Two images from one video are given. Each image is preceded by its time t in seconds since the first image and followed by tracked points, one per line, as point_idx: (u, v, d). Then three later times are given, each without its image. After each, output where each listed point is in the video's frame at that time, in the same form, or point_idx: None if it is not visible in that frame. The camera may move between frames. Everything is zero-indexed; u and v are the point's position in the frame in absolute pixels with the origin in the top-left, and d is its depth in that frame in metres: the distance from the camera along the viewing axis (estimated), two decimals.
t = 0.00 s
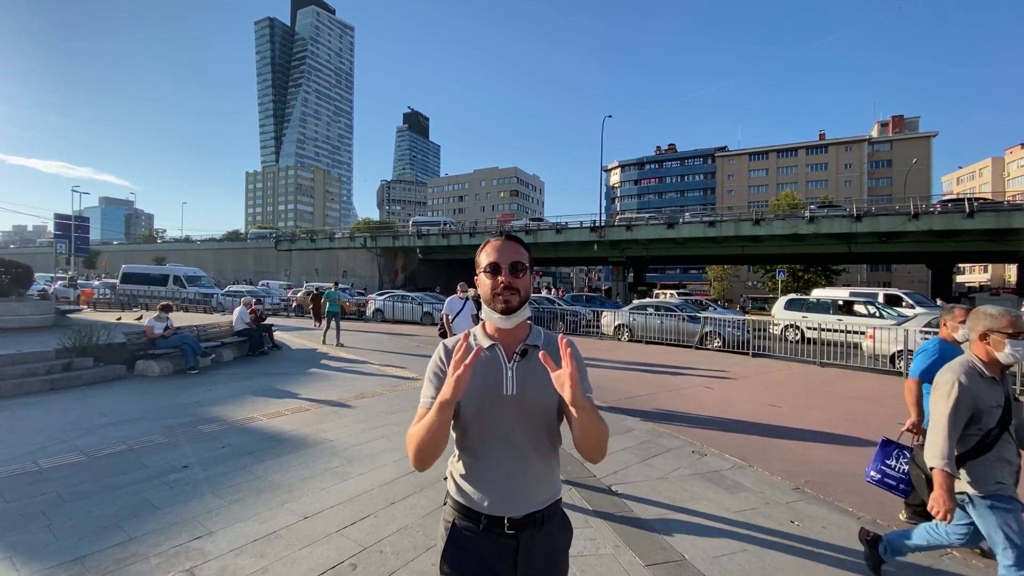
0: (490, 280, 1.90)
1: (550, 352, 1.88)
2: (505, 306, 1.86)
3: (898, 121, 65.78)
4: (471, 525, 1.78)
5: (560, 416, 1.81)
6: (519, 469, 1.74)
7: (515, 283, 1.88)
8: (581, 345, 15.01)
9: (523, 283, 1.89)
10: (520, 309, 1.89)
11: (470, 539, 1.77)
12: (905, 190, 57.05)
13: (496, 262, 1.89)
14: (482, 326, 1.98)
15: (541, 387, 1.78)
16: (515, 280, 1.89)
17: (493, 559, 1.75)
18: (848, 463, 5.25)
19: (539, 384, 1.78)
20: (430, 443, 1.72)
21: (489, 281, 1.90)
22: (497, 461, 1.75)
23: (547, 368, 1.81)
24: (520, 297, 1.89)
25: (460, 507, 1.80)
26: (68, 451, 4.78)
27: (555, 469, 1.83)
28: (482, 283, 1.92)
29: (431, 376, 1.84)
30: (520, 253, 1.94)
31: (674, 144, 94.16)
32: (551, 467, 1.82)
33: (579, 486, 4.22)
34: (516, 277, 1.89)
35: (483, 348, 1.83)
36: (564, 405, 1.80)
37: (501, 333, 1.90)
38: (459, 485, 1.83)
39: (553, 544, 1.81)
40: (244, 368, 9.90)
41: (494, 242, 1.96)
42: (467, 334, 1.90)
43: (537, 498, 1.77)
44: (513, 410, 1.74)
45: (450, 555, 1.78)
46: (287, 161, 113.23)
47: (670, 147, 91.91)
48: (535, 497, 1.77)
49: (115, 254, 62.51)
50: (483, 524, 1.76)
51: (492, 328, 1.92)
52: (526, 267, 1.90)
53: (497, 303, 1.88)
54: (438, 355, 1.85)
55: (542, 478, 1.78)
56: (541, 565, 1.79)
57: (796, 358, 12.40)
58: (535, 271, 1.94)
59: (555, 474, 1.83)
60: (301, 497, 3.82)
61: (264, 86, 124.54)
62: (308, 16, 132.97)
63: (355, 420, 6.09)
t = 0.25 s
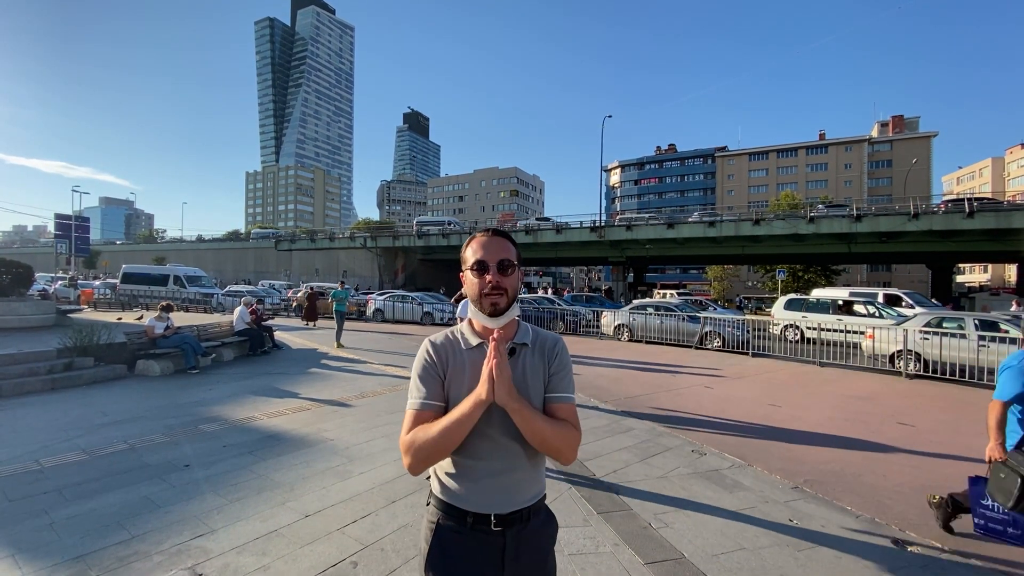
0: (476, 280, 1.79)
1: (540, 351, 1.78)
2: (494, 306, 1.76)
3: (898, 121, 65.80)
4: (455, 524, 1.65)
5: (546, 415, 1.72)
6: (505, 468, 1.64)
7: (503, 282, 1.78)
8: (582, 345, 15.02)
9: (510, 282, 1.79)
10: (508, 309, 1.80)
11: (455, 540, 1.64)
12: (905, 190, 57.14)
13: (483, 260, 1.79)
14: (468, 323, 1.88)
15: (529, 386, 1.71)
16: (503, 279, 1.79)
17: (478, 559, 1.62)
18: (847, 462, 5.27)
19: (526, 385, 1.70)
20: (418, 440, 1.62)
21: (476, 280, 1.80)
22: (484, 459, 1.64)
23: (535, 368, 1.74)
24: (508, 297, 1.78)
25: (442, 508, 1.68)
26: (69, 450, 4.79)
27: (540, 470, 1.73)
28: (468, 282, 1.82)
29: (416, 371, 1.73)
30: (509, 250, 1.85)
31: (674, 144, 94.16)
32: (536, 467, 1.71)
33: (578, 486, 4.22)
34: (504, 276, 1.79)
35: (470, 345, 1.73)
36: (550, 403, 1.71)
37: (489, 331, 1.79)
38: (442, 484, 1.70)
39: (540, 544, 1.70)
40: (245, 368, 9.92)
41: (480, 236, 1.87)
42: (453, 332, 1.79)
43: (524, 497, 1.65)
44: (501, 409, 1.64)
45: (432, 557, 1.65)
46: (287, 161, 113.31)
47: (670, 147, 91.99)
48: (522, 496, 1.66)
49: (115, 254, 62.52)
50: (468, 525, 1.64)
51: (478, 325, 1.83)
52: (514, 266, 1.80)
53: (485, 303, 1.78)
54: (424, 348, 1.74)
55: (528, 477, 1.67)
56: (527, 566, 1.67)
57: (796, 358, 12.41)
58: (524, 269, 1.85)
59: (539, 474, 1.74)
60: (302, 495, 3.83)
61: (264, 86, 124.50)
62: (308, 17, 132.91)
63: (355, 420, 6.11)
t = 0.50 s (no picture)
0: (472, 279, 1.78)
1: (534, 352, 1.78)
2: (489, 305, 1.74)
3: (898, 121, 65.82)
4: (442, 524, 1.60)
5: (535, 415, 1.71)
6: (497, 467, 1.60)
7: (500, 282, 1.77)
8: (582, 344, 15.01)
9: (508, 283, 1.79)
10: (504, 310, 1.79)
11: (443, 539, 1.59)
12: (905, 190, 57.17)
13: (479, 258, 1.78)
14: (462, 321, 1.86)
15: (523, 388, 1.70)
16: (502, 279, 1.78)
17: (465, 561, 1.58)
18: (847, 462, 5.27)
19: (521, 386, 1.69)
20: (410, 439, 1.59)
21: (473, 279, 1.78)
22: (475, 459, 1.60)
23: (529, 370, 1.73)
24: (505, 297, 1.77)
25: (429, 507, 1.64)
26: (70, 450, 4.80)
27: (531, 470, 1.71)
28: (465, 278, 1.80)
29: (408, 366, 1.70)
30: (506, 250, 1.84)
31: (674, 144, 94.21)
32: (527, 468, 1.69)
33: (578, 485, 4.22)
34: (501, 276, 1.78)
35: (465, 343, 1.71)
36: (544, 405, 1.72)
37: (484, 330, 1.77)
38: (429, 482, 1.67)
39: (528, 544, 1.66)
40: (246, 368, 9.93)
41: (479, 234, 1.85)
42: (449, 328, 1.77)
43: (513, 498, 1.62)
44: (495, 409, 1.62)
45: (418, 557, 1.60)
46: (287, 161, 113.29)
47: (670, 147, 92.04)
48: (510, 497, 1.62)
49: (114, 254, 62.45)
50: (455, 525, 1.60)
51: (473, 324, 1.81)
52: (512, 266, 1.80)
53: (480, 302, 1.76)
54: (417, 345, 1.71)
55: (519, 478, 1.65)
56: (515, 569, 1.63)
57: (796, 358, 12.42)
58: (522, 269, 1.85)
59: (530, 474, 1.71)
60: (303, 495, 3.84)
61: (264, 86, 124.45)
62: (308, 17, 132.88)
63: (356, 419, 6.12)
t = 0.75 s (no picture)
0: (471, 279, 1.77)
1: (533, 352, 1.78)
2: (488, 306, 1.73)
3: (898, 121, 65.79)
4: (439, 525, 1.60)
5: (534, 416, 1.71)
6: (494, 469, 1.60)
7: (499, 282, 1.76)
8: (583, 344, 15.01)
9: (507, 282, 1.78)
10: (503, 309, 1.78)
11: (439, 541, 1.59)
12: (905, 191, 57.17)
13: (479, 258, 1.77)
14: (459, 321, 1.85)
15: (521, 390, 1.69)
16: (500, 278, 1.77)
17: (462, 562, 1.57)
18: (849, 462, 5.27)
19: (519, 388, 1.68)
20: (406, 440, 1.58)
21: (472, 278, 1.77)
22: (473, 461, 1.60)
23: (528, 371, 1.73)
24: (503, 296, 1.77)
25: (427, 507, 1.64)
26: (73, 449, 4.81)
27: (529, 470, 1.71)
28: (464, 277, 1.79)
29: (405, 366, 1.69)
30: (505, 249, 1.83)
31: (674, 144, 94.21)
32: (525, 469, 1.69)
33: (581, 485, 4.22)
34: (501, 275, 1.77)
35: (463, 343, 1.70)
36: (542, 407, 1.72)
37: (483, 331, 1.77)
38: (426, 483, 1.66)
39: (525, 545, 1.66)
40: (247, 367, 9.94)
41: (478, 232, 1.84)
42: (447, 327, 1.75)
43: (510, 500, 1.61)
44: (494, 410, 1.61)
45: (415, 559, 1.59)
46: (287, 161, 113.28)
47: (670, 147, 92.02)
48: (508, 498, 1.62)
49: (115, 254, 62.46)
50: (452, 526, 1.60)
51: (471, 324, 1.81)
52: (511, 266, 1.79)
53: (479, 303, 1.75)
54: (414, 345, 1.69)
55: (516, 480, 1.64)
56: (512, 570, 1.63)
57: (797, 358, 12.42)
58: (521, 269, 1.85)
59: (527, 474, 1.71)
60: (305, 494, 3.84)
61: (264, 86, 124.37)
62: (309, 16, 132.76)
63: (357, 419, 6.12)
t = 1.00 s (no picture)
0: (471, 281, 1.78)
1: (533, 355, 1.79)
2: (488, 308, 1.74)
3: (899, 121, 65.78)
4: (439, 526, 1.61)
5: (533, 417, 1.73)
6: (494, 471, 1.60)
7: (499, 284, 1.76)
8: (583, 345, 15.02)
9: (508, 286, 1.78)
10: (505, 311, 1.77)
11: (439, 539, 1.60)
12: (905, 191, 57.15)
13: (479, 260, 1.78)
14: (458, 322, 1.85)
15: (521, 392, 1.70)
16: (501, 281, 1.77)
17: (463, 562, 1.58)
18: (849, 462, 5.28)
19: (518, 390, 1.69)
20: (406, 443, 1.59)
21: (471, 281, 1.78)
22: (473, 464, 1.60)
23: (527, 374, 1.74)
24: (504, 298, 1.77)
25: (428, 509, 1.65)
26: (75, 449, 4.82)
27: (529, 471, 1.72)
28: (464, 279, 1.79)
29: (403, 369, 1.68)
30: (506, 251, 1.84)
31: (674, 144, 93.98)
32: (524, 471, 1.69)
33: (582, 484, 4.23)
34: (502, 278, 1.78)
35: (462, 346, 1.70)
36: (542, 409, 1.74)
37: (482, 334, 1.78)
38: (426, 485, 1.66)
39: (525, 545, 1.67)
40: (248, 368, 9.95)
41: (478, 235, 1.85)
42: (446, 329, 1.75)
43: (510, 501, 1.63)
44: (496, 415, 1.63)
45: (416, 557, 1.61)
46: (287, 161, 113.32)
47: (671, 147, 92.02)
48: (507, 500, 1.62)
49: (115, 254, 62.42)
50: (451, 527, 1.61)
51: (470, 326, 1.81)
52: (512, 268, 1.80)
53: (479, 305, 1.76)
54: (413, 347, 1.69)
55: (516, 482, 1.64)
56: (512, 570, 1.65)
57: (797, 358, 12.43)
58: (521, 271, 1.85)
59: (528, 476, 1.72)
60: (308, 494, 3.85)
61: (264, 86, 124.33)
62: (309, 17, 132.67)
63: (359, 419, 6.14)
